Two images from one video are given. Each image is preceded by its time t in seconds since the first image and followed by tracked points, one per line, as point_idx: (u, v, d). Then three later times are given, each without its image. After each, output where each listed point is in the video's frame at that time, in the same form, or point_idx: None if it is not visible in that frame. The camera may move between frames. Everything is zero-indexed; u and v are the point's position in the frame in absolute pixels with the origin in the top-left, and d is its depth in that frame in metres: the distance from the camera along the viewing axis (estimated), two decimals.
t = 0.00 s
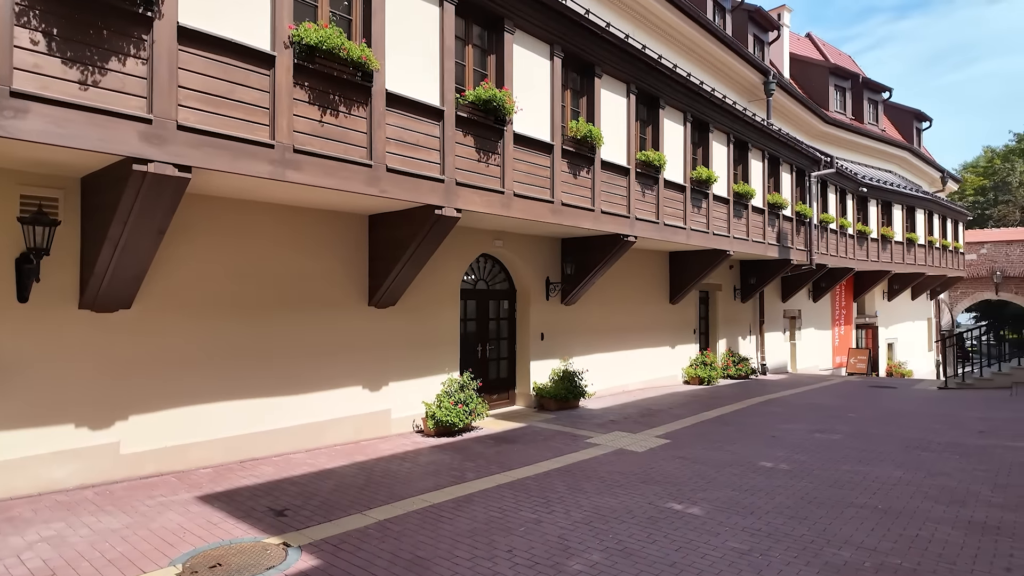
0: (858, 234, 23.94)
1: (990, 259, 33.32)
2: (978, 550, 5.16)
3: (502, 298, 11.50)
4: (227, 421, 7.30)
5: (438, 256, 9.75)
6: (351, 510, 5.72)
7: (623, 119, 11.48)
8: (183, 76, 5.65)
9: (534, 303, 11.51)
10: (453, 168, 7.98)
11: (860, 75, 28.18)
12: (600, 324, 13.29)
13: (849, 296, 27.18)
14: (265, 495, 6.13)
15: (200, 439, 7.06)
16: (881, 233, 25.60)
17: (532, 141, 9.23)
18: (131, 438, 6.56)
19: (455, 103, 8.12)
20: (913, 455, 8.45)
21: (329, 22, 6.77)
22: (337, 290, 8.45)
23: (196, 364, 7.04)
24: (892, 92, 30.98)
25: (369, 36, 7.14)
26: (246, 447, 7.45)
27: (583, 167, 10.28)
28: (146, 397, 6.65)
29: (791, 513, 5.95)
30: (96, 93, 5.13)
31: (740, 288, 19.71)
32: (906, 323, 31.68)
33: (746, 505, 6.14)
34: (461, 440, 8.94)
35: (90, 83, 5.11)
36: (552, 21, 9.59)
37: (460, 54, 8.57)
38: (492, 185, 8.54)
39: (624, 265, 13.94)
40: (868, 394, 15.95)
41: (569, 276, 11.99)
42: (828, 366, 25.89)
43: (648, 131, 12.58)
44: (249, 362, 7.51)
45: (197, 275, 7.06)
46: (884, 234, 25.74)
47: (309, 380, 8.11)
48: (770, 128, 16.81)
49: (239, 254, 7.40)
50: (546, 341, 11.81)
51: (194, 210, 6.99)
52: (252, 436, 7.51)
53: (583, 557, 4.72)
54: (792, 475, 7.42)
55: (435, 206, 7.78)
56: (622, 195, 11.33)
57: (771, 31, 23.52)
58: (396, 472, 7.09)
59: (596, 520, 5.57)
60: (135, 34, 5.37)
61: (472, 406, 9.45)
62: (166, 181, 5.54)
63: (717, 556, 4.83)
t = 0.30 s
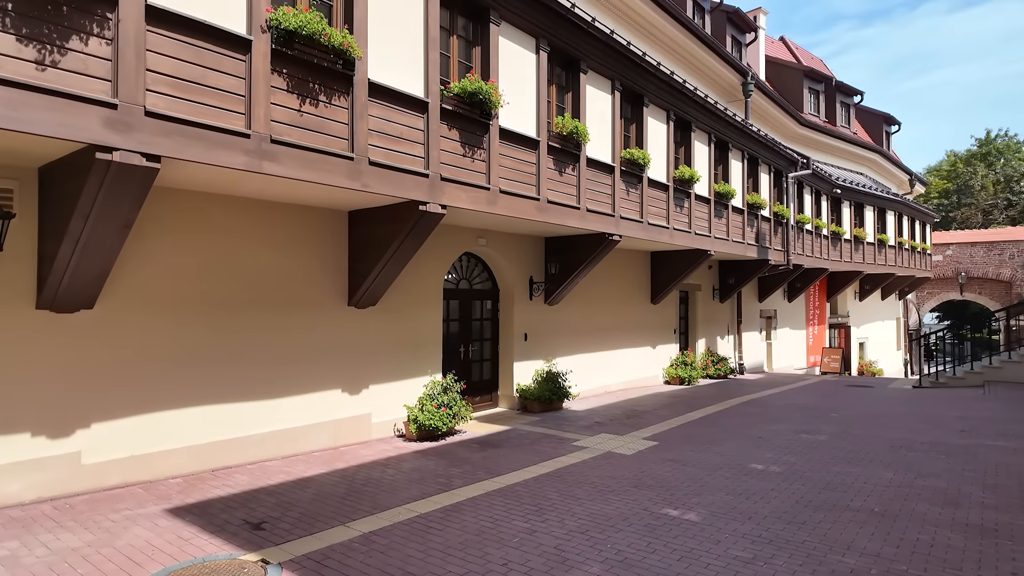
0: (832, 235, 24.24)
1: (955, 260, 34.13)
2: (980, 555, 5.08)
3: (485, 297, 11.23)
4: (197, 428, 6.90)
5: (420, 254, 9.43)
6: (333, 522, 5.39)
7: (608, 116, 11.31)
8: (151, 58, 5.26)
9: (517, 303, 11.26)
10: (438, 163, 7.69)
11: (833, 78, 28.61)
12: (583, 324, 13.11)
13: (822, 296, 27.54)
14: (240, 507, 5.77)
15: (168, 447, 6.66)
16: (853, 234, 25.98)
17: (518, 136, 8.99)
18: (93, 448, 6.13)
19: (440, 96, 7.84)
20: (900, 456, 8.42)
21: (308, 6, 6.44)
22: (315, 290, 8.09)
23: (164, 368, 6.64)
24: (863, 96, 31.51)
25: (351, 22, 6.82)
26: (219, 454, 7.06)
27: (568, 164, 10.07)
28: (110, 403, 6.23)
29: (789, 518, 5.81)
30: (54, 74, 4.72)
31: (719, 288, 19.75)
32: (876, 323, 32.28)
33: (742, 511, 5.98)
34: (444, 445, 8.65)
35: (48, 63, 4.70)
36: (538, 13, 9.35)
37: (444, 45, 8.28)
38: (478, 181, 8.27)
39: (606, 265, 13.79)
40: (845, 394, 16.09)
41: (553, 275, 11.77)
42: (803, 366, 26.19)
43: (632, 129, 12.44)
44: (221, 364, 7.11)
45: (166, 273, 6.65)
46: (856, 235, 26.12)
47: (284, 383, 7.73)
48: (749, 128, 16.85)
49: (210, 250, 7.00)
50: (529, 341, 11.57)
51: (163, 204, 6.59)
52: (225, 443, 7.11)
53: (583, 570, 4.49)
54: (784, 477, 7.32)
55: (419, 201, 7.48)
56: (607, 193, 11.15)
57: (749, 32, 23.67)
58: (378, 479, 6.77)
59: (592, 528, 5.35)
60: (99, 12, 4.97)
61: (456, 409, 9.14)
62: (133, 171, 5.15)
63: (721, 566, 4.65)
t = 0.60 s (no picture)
0: (804, 235, 24.56)
1: (918, 260, 34.98)
2: (980, 557, 5.00)
3: (466, 296, 10.94)
4: (163, 435, 6.47)
5: (399, 252, 9.10)
6: (312, 534, 5.06)
7: (590, 112, 11.12)
8: (114, 36, 4.86)
9: (498, 302, 11.00)
10: (421, 156, 7.38)
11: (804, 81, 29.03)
12: (564, 324, 12.91)
13: (794, 296, 27.92)
14: (211, 519, 5.39)
15: (132, 455, 6.23)
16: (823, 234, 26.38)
17: (501, 130, 8.73)
18: (49, 457, 5.67)
19: (423, 86, 7.54)
20: (884, 455, 8.41)
21: None
22: (291, 288, 7.72)
23: (128, 371, 6.20)
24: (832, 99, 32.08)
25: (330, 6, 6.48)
26: (187, 462, 6.64)
27: (551, 160, 9.85)
28: (68, 409, 5.77)
29: (786, 522, 5.67)
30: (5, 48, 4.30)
31: (695, 288, 19.80)
32: (844, 322, 32.90)
33: (738, 514, 5.82)
34: (426, 449, 8.34)
35: None
36: (521, 5, 9.11)
37: (426, 34, 7.98)
38: (461, 175, 7.98)
39: (586, 264, 13.63)
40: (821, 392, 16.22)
41: (535, 274, 11.54)
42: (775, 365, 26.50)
43: (613, 126, 12.29)
44: (190, 367, 6.69)
45: (132, 269, 6.22)
46: (827, 236, 26.54)
47: (258, 386, 7.34)
48: (727, 128, 16.89)
49: (178, 244, 6.58)
50: (510, 341, 11.32)
51: (128, 195, 6.15)
52: (194, 450, 6.70)
53: None
54: (774, 478, 7.21)
55: (401, 196, 7.17)
56: (590, 190, 10.96)
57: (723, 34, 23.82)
58: (359, 487, 6.44)
59: (587, 536, 5.12)
60: None
61: (437, 412, 8.84)
62: (94, 157, 4.75)
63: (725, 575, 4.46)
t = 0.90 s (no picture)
0: (771, 236, 24.91)
1: (877, 262, 35.94)
2: (970, 561, 4.95)
3: (440, 297, 10.63)
4: (117, 446, 6.03)
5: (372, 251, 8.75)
6: (283, 553, 4.73)
7: (566, 110, 10.94)
8: (62, 13, 4.45)
9: (472, 303, 10.73)
10: (395, 151, 7.08)
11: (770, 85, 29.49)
12: (538, 325, 12.71)
13: (760, 296, 28.33)
14: (172, 539, 5.01)
15: (82, 469, 5.79)
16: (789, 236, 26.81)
17: (478, 126, 8.47)
18: None
19: (398, 78, 7.24)
20: (861, 455, 8.43)
21: None
22: (256, 288, 7.32)
23: (78, 378, 5.75)
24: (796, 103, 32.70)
25: None
26: (143, 475, 6.22)
27: (528, 157, 9.62)
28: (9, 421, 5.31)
29: (774, 528, 5.56)
30: None
31: (666, 288, 19.84)
32: (808, 322, 33.56)
33: (726, 521, 5.68)
34: (400, 456, 8.03)
35: None
36: None
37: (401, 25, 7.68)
38: (437, 172, 7.69)
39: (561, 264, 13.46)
40: (790, 391, 16.38)
41: (510, 274, 11.30)
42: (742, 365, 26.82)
43: (589, 124, 12.14)
44: (148, 373, 6.27)
45: (82, 268, 5.77)
46: (792, 237, 26.97)
47: (220, 392, 6.93)
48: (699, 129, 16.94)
49: (134, 242, 6.15)
50: (484, 343, 11.06)
51: (76, 188, 5.70)
52: (151, 462, 6.28)
53: None
54: (757, 481, 7.13)
55: (375, 193, 6.85)
56: (566, 189, 10.77)
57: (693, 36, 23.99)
58: (331, 499, 6.10)
59: (574, 548, 4.91)
60: None
61: (412, 417, 8.49)
62: (40, 146, 4.33)
63: None
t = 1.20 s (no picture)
0: (739, 236, 25.18)
1: (839, 261, 36.73)
2: (958, 561, 4.87)
3: (411, 295, 10.29)
4: (65, 456, 5.62)
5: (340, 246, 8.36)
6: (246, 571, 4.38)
7: (542, 104, 10.71)
8: None
9: (445, 302, 10.43)
10: (366, 141, 6.74)
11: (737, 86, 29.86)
12: (512, 324, 12.47)
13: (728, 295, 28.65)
14: (122, 557, 4.61)
15: (20, 483, 5.32)
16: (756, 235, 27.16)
17: (452, 117, 8.17)
18: None
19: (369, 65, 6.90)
20: (838, 453, 8.43)
21: None
22: (215, 286, 6.89)
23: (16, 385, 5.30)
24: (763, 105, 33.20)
25: None
26: (90, 487, 5.76)
27: (503, 152, 9.36)
28: None
29: (760, 531, 5.42)
30: None
31: (637, 287, 19.83)
32: (773, 320, 34.12)
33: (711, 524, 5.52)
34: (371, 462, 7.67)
35: None
36: None
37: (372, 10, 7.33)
38: (410, 164, 7.37)
39: (535, 262, 13.25)
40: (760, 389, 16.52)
41: (483, 272, 11.03)
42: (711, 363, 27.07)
43: (563, 120, 11.94)
44: (96, 378, 5.83)
45: (21, 266, 5.32)
46: (759, 236, 27.34)
47: (177, 398, 6.51)
48: (671, 128, 16.94)
49: (82, 235, 5.73)
50: (457, 343, 10.76)
51: (14, 176, 5.25)
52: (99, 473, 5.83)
53: None
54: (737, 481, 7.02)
55: (344, 184, 6.50)
56: (541, 185, 10.55)
57: (664, 35, 24.08)
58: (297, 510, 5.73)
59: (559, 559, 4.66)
60: None
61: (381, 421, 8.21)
62: None
63: None
